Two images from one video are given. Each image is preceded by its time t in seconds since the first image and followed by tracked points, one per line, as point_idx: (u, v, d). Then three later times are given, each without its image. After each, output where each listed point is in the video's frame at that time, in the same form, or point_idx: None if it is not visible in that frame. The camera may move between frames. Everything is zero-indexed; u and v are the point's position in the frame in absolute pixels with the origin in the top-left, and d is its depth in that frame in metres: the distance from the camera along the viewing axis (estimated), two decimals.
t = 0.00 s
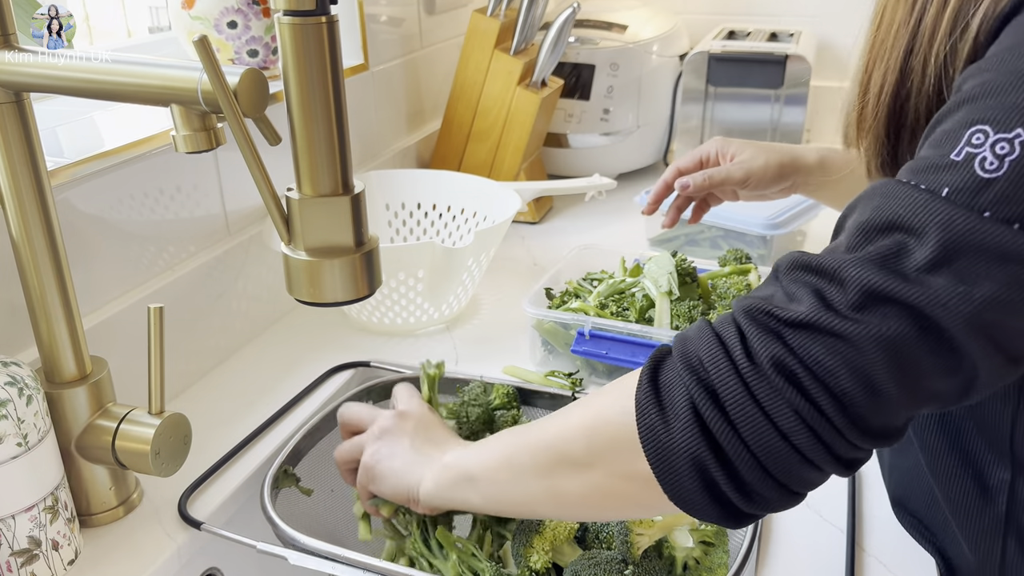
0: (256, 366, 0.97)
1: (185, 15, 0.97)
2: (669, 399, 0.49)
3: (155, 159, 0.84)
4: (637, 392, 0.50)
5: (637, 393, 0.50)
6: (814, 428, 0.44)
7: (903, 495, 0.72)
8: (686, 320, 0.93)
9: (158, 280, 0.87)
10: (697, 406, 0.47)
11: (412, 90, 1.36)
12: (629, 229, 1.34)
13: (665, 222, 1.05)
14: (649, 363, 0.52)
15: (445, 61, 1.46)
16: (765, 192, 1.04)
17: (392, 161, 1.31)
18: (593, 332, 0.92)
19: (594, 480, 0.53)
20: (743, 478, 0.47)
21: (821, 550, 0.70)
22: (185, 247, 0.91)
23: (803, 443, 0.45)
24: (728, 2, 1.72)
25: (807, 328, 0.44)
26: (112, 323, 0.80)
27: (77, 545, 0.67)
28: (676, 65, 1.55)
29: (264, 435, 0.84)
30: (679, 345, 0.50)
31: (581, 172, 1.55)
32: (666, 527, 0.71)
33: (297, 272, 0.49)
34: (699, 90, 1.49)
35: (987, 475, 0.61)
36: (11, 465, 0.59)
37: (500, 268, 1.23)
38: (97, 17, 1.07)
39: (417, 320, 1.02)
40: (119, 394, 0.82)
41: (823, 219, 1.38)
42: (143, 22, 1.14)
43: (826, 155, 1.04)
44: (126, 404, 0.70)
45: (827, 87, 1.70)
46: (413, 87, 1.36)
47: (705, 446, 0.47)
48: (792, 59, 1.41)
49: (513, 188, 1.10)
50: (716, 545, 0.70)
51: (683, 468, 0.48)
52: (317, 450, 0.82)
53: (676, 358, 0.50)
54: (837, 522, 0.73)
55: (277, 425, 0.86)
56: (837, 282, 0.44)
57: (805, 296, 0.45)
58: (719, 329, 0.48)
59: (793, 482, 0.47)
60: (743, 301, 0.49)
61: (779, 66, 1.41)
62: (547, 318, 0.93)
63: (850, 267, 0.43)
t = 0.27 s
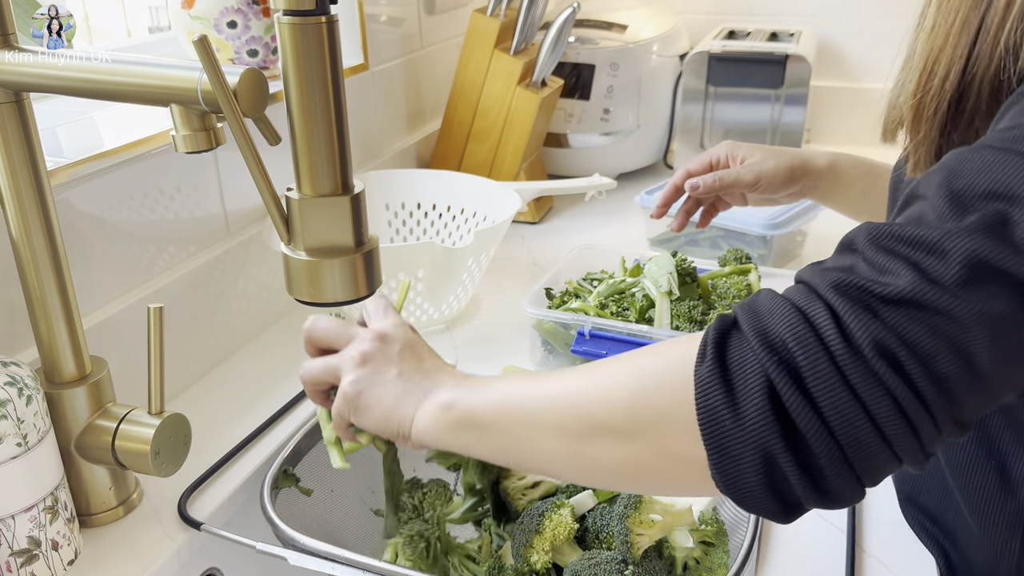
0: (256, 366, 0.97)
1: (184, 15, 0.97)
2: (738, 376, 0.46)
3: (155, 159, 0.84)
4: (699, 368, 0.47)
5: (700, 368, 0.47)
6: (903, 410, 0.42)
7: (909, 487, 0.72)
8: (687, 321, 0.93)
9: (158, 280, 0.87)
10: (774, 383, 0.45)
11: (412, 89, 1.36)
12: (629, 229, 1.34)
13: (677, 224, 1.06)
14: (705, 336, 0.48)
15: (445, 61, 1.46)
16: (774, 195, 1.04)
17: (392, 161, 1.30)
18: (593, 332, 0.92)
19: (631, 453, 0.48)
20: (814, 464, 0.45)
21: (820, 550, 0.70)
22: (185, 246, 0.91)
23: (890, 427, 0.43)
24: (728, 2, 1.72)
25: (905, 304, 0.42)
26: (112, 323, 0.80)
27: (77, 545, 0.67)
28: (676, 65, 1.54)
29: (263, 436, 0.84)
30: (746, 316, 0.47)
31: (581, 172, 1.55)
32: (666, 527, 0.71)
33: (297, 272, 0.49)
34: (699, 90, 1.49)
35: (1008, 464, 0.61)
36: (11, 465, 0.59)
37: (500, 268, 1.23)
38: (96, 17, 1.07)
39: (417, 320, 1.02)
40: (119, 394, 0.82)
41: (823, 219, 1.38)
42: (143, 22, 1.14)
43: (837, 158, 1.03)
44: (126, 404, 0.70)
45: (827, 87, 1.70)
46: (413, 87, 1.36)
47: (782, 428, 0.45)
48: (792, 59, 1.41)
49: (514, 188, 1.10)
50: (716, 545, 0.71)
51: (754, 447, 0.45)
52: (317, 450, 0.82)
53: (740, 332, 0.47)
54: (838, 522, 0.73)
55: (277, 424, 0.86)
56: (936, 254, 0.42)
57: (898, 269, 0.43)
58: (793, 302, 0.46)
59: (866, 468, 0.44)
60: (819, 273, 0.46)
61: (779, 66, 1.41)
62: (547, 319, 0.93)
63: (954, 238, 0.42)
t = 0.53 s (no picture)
0: (256, 366, 0.97)
1: (184, 14, 0.97)
2: (798, 324, 0.44)
3: (155, 159, 0.84)
4: (758, 306, 0.45)
5: (759, 305, 0.45)
6: (971, 385, 0.40)
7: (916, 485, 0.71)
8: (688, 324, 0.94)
9: (158, 280, 0.87)
10: (835, 336, 0.43)
11: (412, 89, 1.36)
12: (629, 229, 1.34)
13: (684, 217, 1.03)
14: (771, 277, 0.46)
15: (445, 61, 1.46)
16: (780, 193, 1.01)
17: (392, 161, 1.30)
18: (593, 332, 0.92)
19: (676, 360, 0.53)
20: (858, 428, 0.43)
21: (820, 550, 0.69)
22: (185, 247, 0.90)
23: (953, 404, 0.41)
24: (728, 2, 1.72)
25: (985, 271, 0.40)
26: (111, 323, 0.80)
27: (77, 546, 0.67)
28: (676, 65, 1.54)
29: (263, 435, 0.84)
30: (820, 259, 0.45)
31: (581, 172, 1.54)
32: (666, 528, 0.71)
33: (296, 272, 0.49)
34: (699, 90, 1.48)
35: None
36: (11, 466, 0.59)
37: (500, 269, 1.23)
38: (96, 16, 1.06)
39: (416, 320, 1.02)
40: (119, 394, 0.82)
41: (823, 219, 1.38)
42: (143, 22, 1.14)
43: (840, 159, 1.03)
44: (126, 404, 0.70)
45: (827, 87, 1.70)
46: (413, 87, 1.36)
47: (830, 385, 0.43)
48: (793, 58, 1.40)
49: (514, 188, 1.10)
50: (717, 545, 0.71)
51: (805, 400, 0.43)
52: (317, 450, 0.82)
53: (808, 280, 0.45)
54: (838, 522, 0.72)
55: (277, 425, 0.86)
56: None
57: (979, 232, 0.41)
58: (868, 252, 0.44)
59: (911, 440, 0.42)
60: (896, 227, 0.44)
61: (779, 65, 1.41)
62: (547, 319, 0.93)
63: None
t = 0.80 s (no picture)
0: (257, 366, 0.97)
1: (184, 15, 0.97)
2: (755, 281, 0.55)
3: (155, 158, 0.84)
4: (736, 261, 0.57)
5: (734, 262, 0.57)
6: (885, 342, 0.48)
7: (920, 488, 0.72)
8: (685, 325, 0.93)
9: (158, 280, 0.87)
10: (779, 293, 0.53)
11: (412, 89, 1.36)
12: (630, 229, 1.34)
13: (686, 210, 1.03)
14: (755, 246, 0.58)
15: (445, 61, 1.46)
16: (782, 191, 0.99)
17: (392, 161, 1.30)
18: (593, 333, 0.92)
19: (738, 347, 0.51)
20: (784, 367, 0.53)
21: (821, 550, 0.69)
22: (185, 247, 0.90)
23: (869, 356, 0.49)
24: (728, 2, 1.72)
25: (914, 244, 0.47)
26: (112, 323, 0.80)
27: (77, 545, 0.67)
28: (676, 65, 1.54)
29: (264, 435, 0.84)
30: (794, 234, 0.55)
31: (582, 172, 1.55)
32: (666, 527, 0.71)
33: (296, 273, 0.49)
34: (699, 90, 1.48)
35: None
36: (11, 466, 0.59)
37: (501, 268, 1.23)
38: (96, 17, 1.07)
39: (417, 320, 1.02)
40: (120, 394, 0.82)
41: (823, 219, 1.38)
42: (143, 22, 1.14)
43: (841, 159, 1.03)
44: (126, 404, 0.70)
45: (828, 87, 1.70)
46: (413, 87, 1.36)
47: (768, 330, 0.54)
48: (793, 58, 1.40)
49: (514, 188, 1.10)
50: (716, 545, 0.71)
51: (749, 346, 0.55)
52: (317, 450, 0.82)
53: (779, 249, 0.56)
54: (838, 522, 0.73)
55: (277, 425, 0.86)
56: (955, 199, 0.47)
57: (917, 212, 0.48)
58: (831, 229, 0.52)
59: (836, 389, 0.52)
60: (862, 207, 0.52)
61: (779, 65, 1.41)
62: (547, 321, 0.93)
63: (973, 186, 0.46)
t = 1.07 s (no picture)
0: (257, 366, 0.97)
1: (185, 15, 0.97)
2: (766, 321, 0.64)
3: (155, 159, 0.84)
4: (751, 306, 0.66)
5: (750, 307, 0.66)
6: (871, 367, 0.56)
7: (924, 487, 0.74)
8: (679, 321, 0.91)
9: (158, 280, 0.87)
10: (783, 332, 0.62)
11: (412, 89, 1.36)
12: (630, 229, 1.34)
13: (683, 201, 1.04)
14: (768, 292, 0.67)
15: (445, 61, 1.46)
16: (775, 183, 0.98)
17: (392, 161, 1.30)
18: (586, 333, 0.91)
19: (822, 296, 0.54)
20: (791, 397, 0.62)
21: (821, 551, 0.69)
22: (186, 247, 0.91)
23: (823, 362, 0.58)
24: (728, 3, 1.72)
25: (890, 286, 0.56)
26: (112, 323, 0.80)
27: (77, 545, 0.67)
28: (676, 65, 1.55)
29: (264, 435, 0.84)
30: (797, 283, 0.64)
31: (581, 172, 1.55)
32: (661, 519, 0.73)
33: (297, 273, 0.49)
34: (699, 90, 1.49)
35: None
36: (12, 465, 0.59)
37: (501, 269, 1.23)
38: (96, 17, 1.07)
39: (417, 320, 1.02)
40: (120, 394, 0.82)
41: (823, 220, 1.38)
42: (144, 22, 1.14)
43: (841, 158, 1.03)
44: (127, 404, 0.70)
45: (828, 87, 1.70)
46: (413, 87, 1.36)
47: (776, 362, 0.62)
48: (792, 59, 1.40)
49: (513, 188, 1.10)
50: (715, 544, 0.72)
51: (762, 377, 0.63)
52: (317, 450, 0.82)
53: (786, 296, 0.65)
54: (838, 522, 0.73)
55: (277, 424, 0.86)
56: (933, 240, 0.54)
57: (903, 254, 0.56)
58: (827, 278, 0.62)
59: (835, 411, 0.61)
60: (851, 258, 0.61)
61: (779, 66, 1.41)
62: (542, 321, 0.93)
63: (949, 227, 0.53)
